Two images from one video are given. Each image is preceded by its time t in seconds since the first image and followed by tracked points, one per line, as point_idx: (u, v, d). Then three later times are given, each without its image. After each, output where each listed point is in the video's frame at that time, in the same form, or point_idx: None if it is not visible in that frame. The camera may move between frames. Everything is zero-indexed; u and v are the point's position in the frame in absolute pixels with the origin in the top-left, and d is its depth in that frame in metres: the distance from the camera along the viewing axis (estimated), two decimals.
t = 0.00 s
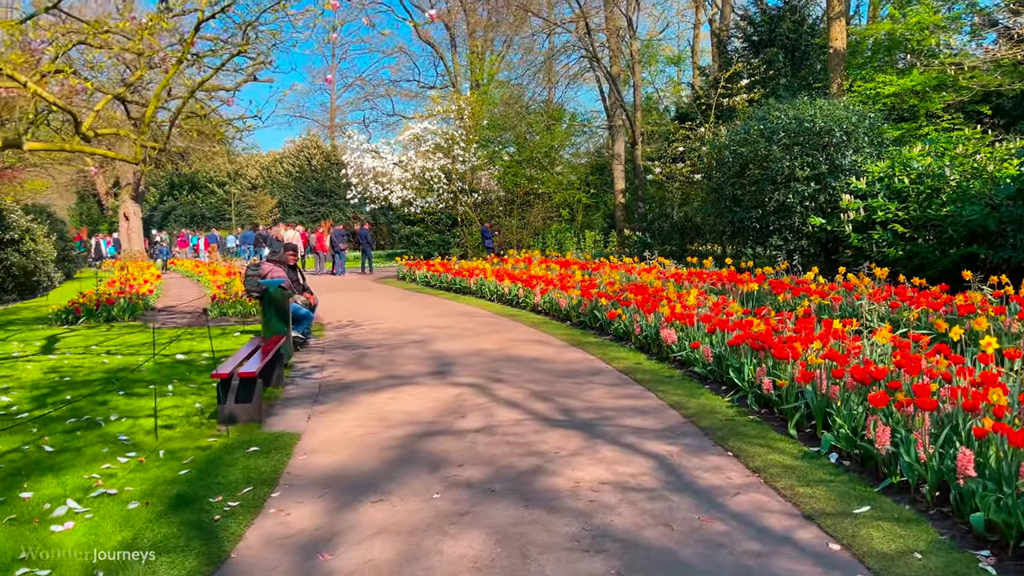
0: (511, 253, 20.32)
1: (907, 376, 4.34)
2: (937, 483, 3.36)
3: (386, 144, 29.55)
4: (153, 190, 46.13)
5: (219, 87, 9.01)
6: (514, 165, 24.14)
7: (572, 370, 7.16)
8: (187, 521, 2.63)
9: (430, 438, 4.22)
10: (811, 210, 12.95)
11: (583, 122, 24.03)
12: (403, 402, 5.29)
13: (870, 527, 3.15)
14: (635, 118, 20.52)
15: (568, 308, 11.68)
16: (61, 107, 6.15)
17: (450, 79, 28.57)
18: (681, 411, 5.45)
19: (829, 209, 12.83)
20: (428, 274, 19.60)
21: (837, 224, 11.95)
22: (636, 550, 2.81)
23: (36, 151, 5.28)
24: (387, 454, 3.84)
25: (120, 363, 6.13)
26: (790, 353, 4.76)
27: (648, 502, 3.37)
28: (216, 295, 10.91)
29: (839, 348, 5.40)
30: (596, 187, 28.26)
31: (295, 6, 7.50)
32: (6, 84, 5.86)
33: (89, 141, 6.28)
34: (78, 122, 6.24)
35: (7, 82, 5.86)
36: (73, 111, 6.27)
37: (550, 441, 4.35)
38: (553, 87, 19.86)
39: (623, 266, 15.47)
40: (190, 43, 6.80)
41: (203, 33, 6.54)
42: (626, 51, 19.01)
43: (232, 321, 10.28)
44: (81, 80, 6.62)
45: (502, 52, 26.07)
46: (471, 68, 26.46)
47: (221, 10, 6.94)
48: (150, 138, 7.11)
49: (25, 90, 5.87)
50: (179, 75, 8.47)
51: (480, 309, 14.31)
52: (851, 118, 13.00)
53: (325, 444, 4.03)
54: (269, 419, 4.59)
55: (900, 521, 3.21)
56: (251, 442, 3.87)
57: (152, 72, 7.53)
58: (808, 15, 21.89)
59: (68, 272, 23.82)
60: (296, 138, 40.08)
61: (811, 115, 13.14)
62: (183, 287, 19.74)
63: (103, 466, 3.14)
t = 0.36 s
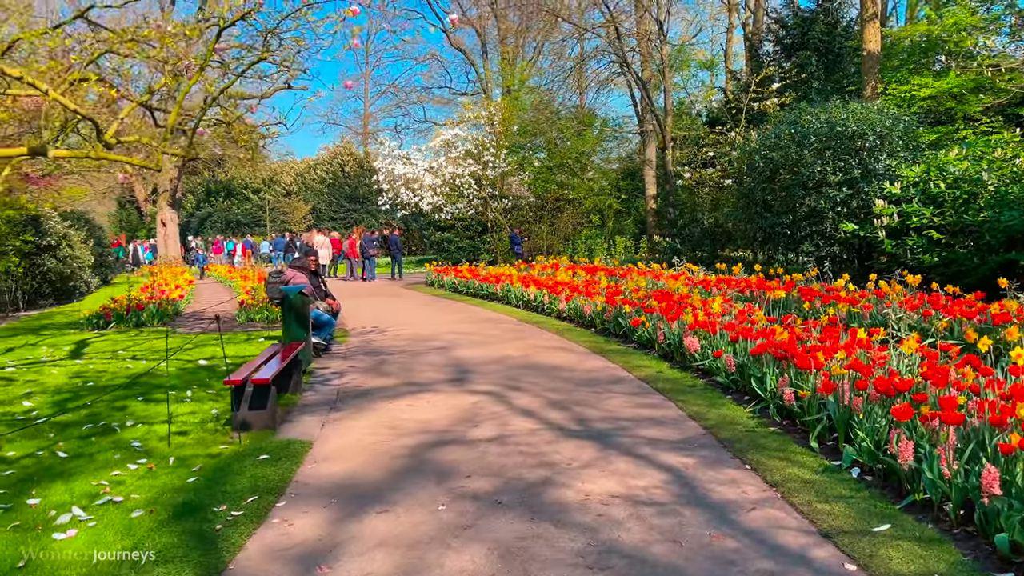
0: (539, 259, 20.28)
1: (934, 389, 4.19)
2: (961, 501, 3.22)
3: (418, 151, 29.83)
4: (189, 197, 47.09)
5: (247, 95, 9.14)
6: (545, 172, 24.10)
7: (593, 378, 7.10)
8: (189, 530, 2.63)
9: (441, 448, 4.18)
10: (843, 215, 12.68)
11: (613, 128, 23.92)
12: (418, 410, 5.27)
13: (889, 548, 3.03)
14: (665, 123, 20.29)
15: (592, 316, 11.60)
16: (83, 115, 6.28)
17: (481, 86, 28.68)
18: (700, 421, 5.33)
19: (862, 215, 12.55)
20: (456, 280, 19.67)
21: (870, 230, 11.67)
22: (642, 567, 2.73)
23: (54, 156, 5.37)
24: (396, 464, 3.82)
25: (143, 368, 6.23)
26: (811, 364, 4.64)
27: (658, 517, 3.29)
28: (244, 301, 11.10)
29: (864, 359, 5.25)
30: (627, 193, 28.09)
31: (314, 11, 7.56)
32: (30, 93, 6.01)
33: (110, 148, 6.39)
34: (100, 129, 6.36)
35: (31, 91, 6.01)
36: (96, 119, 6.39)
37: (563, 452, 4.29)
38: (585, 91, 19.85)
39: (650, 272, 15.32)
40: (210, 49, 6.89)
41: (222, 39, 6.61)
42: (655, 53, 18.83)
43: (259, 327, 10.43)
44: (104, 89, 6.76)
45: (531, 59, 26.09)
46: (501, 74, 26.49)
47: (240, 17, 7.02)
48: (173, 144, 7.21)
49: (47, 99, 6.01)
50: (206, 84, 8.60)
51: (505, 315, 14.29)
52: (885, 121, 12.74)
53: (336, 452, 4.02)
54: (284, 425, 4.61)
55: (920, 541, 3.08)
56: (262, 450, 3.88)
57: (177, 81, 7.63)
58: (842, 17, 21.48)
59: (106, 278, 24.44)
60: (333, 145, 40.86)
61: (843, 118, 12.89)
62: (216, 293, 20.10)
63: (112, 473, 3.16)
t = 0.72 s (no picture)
0: (562, 267, 20.23)
1: (950, 405, 4.07)
2: (973, 523, 3.12)
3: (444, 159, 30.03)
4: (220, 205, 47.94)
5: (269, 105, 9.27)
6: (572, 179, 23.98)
7: (606, 388, 7.03)
8: (177, 543, 2.64)
9: (442, 460, 4.16)
10: (870, 222, 12.43)
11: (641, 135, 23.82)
12: (425, 420, 5.26)
13: (895, 571, 2.93)
14: (690, 130, 20.11)
15: (611, 324, 11.51)
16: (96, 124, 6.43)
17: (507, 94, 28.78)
18: (711, 435, 5.23)
19: (889, 222, 12.28)
20: (479, 287, 19.72)
21: (898, 237, 11.41)
22: None
23: (66, 163, 5.48)
24: (395, 476, 3.80)
25: (159, 376, 6.33)
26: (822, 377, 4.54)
27: (656, 535, 3.22)
28: (266, 308, 11.25)
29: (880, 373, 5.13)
30: (655, 200, 27.96)
31: (329, 19, 7.62)
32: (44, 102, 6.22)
33: (124, 156, 6.51)
34: (114, 137, 6.49)
35: (46, 100, 6.20)
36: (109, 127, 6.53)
37: (566, 465, 4.24)
38: (615, 97, 19.80)
39: (672, 280, 15.19)
40: (222, 58, 6.99)
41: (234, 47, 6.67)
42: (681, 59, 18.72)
43: (279, 334, 10.55)
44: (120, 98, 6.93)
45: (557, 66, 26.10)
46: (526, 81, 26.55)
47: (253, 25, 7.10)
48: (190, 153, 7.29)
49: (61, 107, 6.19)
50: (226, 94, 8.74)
51: (525, 323, 14.27)
52: (913, 127, 12.44)
53: (337, 463, 4.02)
54: (290, 435, 4.63)
55: (927, 563, 2.98)
56: (263, 459, 3.89)
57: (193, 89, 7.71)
58: (871, 22, 21.12)
59: (137, 284, 24.94)
60: (362, 153, 41.32)
61: (870, 124, 12.64)
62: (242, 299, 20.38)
63: (111, 482, 3.20)
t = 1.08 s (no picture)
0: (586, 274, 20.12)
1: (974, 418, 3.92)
2: (993, 542, 3.00)
3: (469, 165, 30.15)
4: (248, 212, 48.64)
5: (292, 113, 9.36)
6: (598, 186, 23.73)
7: (622, 397, 6.94)
8: (174, 552, 2.63)
9: (450, 470, 4.11)
10: (897, 229, 12.16)
11: (668, 141, 23.65)
12: (436, 429, 5.22)
13: None
14: (717, 136, 19.87)
15: (631, 332, 11.38)
16: (113, 131, 6.56)
17: (534, 100, 28.79)
18: (726, 446, 5.11)
19: (918, 229, 11.99)
20: (501, 294, 19.72)
21: (927, 245, 11.13)
22: None
23: (85, 169, 5.53)
24: (401, 486, 3.76)
25: (176, 382, 6.39)
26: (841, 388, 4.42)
27: (662, 550, 3.14)
28: (287, 314, 11.35)
29: (902, 385, 4.98)
30: (681, 207, 27.73)
31: (346, 24, 7.62)
32: (61, 110, 6.44)
33: (141, 163, 6.61)
34: (131, 144, 6.59)
35: (64, 107, 6.41)
36: (126, 134, 6.65)
37: (575, 476, 4.17)
38: (641, 103, 19.67)
39: (695, 287, 15.03)
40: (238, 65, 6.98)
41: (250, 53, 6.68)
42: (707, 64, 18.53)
43: (300, 341, 10.61)
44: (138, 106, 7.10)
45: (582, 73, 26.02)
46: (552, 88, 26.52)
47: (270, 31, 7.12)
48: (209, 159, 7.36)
49: (79, 115, 6.33)
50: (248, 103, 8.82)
51: (546, 330, 14.20)
52: (943, 131, 12.13)
53: (345, 471, 3.99)
54: (299, 443, 4.63)
55: None
56: (270, 467, 3.89)
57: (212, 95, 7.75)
58: (899, 25, 20.73)
59: (166, 290, 25.36)
60: (389, 161, 41.65)
61: (899, 129, 12.38)
62: (266, 305, 20.59)
63: (115, 489, 3.21)
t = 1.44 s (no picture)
0: (608, 281, 19.98)
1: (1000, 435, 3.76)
2: (1020, 566, 2.85)
3: (493, 172, 30.22)
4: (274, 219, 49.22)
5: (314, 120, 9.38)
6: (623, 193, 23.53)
7: (638, 408, 6.82)
8: (165, 568, 2.59)
9: (455, 482, 4.04)
10: (926, 236, 11.85)
11: (692, 147, 23.44)
12: (446, 439, 5.16)
13: None
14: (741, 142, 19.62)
15: (650, 340, 11.23)
16: (126, 139, 6.72)
17: (558, 107, 28.78)
18: (742, 460, 4.97)
19: (947, 236, 11.67)
20: (522, 301, 19.67)
21: (957, 252, 10.82)
22: None
23: (99, 176, 5.53)
24: (404, 499, 3.70)
25: (190, 390, 6.42)
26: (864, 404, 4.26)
27: (668, 571, 3.04)
28: (306, 321, 11.39)
29: (926, 398, 4.80)
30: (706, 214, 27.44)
31: (361, 31, 7.60)
32: (75, 118, 6.67)
33: (154, 170, 6.68)
34: (144, 151, 6.69)
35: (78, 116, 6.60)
36: (138, 141, 6.76)
37: (584, 490, 4.07)
38: (666, 109, 19.51)
39: (718, 295, 14.81)
40: (253, 71, 6.92)
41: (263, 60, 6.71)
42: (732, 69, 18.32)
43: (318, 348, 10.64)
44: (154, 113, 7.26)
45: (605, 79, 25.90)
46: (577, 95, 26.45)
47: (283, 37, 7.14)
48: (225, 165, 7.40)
49: (91, 122, 6.53)
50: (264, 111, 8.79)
51: (566, 338, 14.10)
52: (974, 136, 11.81)
53: (349, 483, 3.94)
54: (307, 453, 4.59)
55: None
56: (274, 478, 3.84)
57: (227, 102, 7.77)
58: (928, 28, 20.33)
59: (192, 297, 25.71)
60: (413, 168, 41.89)
61: (927, 133, 12.09)
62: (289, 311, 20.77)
63: (114, 500, 3.19)
